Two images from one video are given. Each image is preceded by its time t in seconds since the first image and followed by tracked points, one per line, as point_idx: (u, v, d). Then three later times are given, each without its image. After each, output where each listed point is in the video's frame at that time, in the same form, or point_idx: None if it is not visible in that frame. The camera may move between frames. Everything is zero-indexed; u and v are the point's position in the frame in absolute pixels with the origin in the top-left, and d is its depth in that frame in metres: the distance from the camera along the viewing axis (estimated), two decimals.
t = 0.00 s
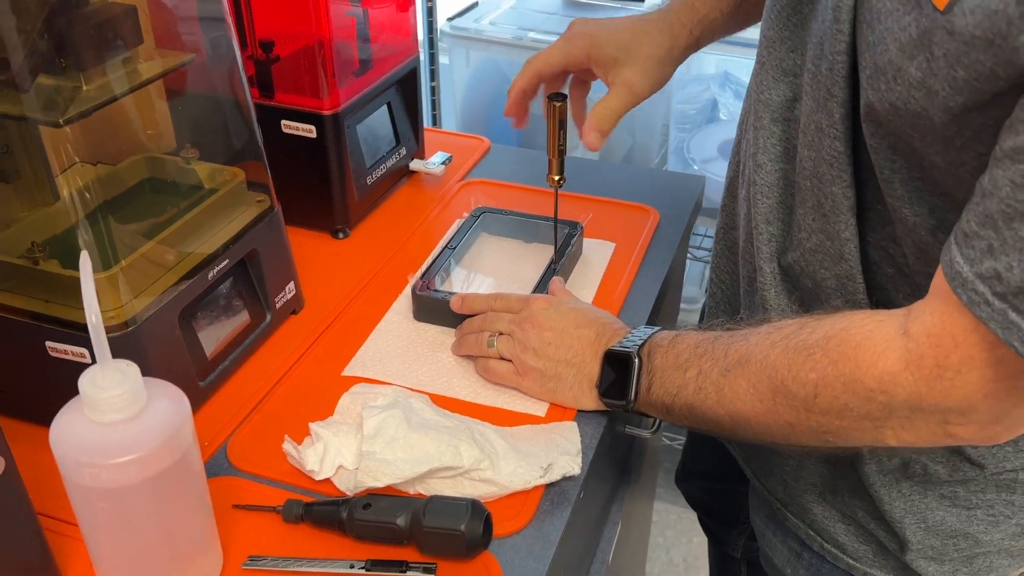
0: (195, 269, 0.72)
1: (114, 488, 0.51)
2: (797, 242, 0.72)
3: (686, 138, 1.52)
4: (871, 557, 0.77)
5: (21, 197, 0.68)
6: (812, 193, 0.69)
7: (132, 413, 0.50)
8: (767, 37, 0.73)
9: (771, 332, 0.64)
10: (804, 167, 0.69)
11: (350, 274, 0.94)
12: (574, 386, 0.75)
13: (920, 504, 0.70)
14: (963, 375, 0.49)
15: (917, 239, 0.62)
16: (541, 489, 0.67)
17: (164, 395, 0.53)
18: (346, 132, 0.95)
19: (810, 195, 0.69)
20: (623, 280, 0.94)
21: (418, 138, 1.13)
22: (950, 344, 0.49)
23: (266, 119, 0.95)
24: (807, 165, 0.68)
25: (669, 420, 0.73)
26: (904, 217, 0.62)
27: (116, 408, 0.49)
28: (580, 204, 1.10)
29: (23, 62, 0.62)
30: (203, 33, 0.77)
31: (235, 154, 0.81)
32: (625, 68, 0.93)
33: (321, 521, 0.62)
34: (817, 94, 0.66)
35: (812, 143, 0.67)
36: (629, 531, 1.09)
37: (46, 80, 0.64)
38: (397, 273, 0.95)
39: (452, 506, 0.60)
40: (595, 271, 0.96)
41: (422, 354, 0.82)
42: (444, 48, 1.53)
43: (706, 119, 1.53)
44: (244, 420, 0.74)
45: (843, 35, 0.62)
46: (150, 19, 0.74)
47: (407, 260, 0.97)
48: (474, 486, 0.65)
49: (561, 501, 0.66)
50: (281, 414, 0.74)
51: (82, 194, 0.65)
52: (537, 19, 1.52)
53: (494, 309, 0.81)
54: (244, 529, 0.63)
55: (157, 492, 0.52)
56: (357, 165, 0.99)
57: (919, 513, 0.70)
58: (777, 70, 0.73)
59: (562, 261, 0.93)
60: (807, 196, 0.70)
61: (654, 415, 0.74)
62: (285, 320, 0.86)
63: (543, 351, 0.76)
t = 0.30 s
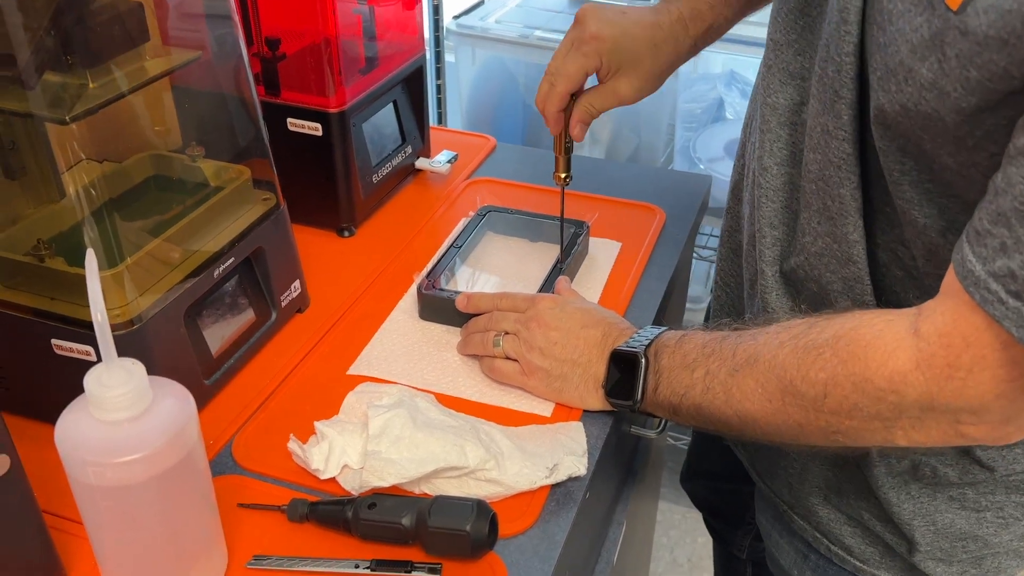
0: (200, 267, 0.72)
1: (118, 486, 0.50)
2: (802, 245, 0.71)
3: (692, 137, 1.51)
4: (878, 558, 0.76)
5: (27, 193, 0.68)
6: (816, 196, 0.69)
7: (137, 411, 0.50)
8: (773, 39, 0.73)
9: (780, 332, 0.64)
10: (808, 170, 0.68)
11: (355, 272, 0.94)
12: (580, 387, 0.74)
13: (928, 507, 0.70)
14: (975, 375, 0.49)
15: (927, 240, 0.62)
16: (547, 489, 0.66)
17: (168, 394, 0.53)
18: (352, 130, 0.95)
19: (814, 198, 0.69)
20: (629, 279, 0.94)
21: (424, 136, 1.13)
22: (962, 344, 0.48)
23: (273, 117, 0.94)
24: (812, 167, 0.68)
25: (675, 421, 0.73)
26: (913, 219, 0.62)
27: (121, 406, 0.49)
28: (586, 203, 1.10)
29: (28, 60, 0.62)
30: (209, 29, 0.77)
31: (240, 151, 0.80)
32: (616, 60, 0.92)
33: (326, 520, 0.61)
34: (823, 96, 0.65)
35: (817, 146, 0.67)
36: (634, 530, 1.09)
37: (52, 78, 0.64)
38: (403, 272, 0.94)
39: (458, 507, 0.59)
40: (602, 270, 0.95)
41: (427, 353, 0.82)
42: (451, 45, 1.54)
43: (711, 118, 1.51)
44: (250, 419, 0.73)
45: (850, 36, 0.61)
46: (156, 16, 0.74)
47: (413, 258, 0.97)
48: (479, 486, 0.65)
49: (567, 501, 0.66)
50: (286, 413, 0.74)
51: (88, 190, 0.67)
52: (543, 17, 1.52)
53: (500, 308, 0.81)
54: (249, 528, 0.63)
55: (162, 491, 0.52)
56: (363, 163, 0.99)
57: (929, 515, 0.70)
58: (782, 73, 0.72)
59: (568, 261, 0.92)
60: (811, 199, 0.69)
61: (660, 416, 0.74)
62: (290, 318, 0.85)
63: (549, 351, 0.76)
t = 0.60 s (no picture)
0: (202, 265, 0.72)
1: (118, 482, 0.50)
2: (798, 249, 0.71)
3: (696, 137, 1.49)
4: (875, 561, 0.76)
5: (30, 189, 0.68)
6: (813, 201, 0.68)
7: (137, 407, 0.50)
8: (768, 44, 0.72)
9: (778, 330, 0.64)
10: (804, 175, 0.68)
11: (357, 270, 0.94)
12: (580, 387, 0.74)
13: (927, 511, 0.70)
14: (972, 372, 0.49)
15: (924, 244, 0.62)
16: (546, 488, 0.66)
17: (169, 391, 0.53)
18: (355, 128, 0.95)
19: (811, 203, 0.68)
20: (630, 279, 0.94)
21: (427, 134, 1.13)
22: (959, 341, 0.48)
23: (275, 115, 0.94)
24: (808, 172, 0.68)
25: (675, 419, 0.73)
26: (909, 221, 0.61)
27: (121, 403, 0.49)
28: (588, 201, 1.09)
29: (29, 57, 0.62)
30: (214, 27, 0.77)
31: (244, 149, 0.81)
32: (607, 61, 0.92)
33: (325, 518, 0.61)
34: (819, 100, 0.65)
35: (814, 150, 0.67)
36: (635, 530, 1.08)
37: (54, 74, 0.64)
38: (404, 270, 0.94)
39: (457, 505, 0.59)
40: (604, 269, 0.95)
41: (429, 351, 0.82)
42: (456, 44, 1.54)
43: (715, 118, 1.49)
44: (250, 417, 0.73)
45: (847, 39, 0.61)
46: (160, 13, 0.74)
47: (414, 257, 0.97)
48: (479, 484, 0.65)
49: (567, 500, 0.66)
50: (286, 412, 0.74)
51: (90, 188, 0.68)
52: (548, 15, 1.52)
53: (500, 308, 0.81)
54: (248, 524, 0.63)
55: (161, 488, 0.52)
56: (365, 161, 0.98)
57: (929, 520, 0.70)
58: (776, 79, 0.72)
59: (569, 260, 0.92)
60: (808, 204, 0.69)
61: (660, 415, 0.73)
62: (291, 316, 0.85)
63: (548, 352, 0.76)
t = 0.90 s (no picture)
0: (197, 264, 0.72)
1: (108, 482, 0.50)
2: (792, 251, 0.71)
3: (698, 136, 1.50)
4: (870, 564, 0.76)
5: (26, 188, 0.68)
6: (807, 201, 0.69)
7: (128, 407, 0.50)
8: (762, 48, 0.73)
9: (773, 331, 0.63)
10: (796, 176, 0.68)
11: (353, 269, 0.94)
12: (576, 390, 0.74)
13: (923, 513, 0.69)
14: (966, 367, 0.48)
15: (917, 240, 0.61)
16: (541, 489, 0.66)
17: (161, 391, 0.53)
18: (353, 127, 0.94)
19: (804, 203, 0.68)
20: (629, 279, 0.93)
21: (426, 133, 1.13)
22: (952, 334, 0.48)
23: (273, 113, 0.94)
24: (798, 173, 0.68)
25: (672, 422, 0.72)
26: (900, 219, 0.61)
27: (111, 402, 0.49)
28: (587, 201, 1.09)
29: (23, 53, 0.62)
30: (212, 25, 0.77)
31: (243, 148, 0.81)
32: (587, 78, 0.93)
33: (318, 517, 0.61)
34: (809, 100, 0.65)
35: (803, 151, 0.67)
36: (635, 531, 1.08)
37: (49, 72, 0.64)
38: (402, 270, 0.94)
39: (450, 506, 0.59)
40: (602, 270, 0.95)
41: (425, 351, 0.81)
42: (456, 42, 1.53)
43: (719, 118, 1.49)
44: (243, 418, 0.73)
45: (837, 37, 0.61)
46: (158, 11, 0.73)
47: (412, 256, 0.97)
48: (473, 485, 0.64)
49: (562, 501, 0.66)
50: (282, 410, 0.74)
51: (84, 187, 0.66)
52: (550, 14, 1.51)
53: (496, 308, 0.81)
54: (241, 524, 0.63)
55: (152, 487, 0.52)
56: (364, 159, 0.98)
57: (924, 522, 0.69)
58: (771, 82, 0.73)
59: (567, 260, 0.92)
60: (801, 204, 0.69)
61: (656, 417, 0.73)
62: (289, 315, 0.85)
63: (543, 354, 0.75)
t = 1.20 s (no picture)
0: (196, 267, 0.72)
1: (105, 486, 0.50)
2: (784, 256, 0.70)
3: (700, 139, 1.50)
4: (867, 568, 0.76)
5: (27, 190, 0.67)
6: (799, 206, 0.68)
7: (125, 411, 0.50)
8: (761, 56, 0.74)
9: (770, 336, 0.63)
10: (788, 181, 0.68)
11: (352, 272, 0.94)
12: (575, 395, 0.74)
13: (918, 517, 0.69)
14: (961, 372, 0.48)
15: (909, 246, 0.61)
16: (540, 493, 0.66)
17: (159, 395, 0.53)
18: (354, 130, 0.94)
19: (796, 208, 0.68)
20: (629, 282, 0.93)
21: (427, 136, 1.13)
22: (946, 339, 0.48)
23: (274, 117, 0.94)
24: (790, 178, 0.68)
25: (671, 427, 0.72)
26: (892, 223, 0.61)
27: (109, 407, 0.49)
28: (587, 204, 1.09)
29: (22, 58, 0.62)
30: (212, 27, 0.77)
31: (244, 149, 0.81)
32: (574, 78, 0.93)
33: (316, 522, 0.61)
34: (801, 105, 0.65)
35: (795, 156, 0.67)
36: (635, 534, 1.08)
37: (48, 76, 0.64)
38: (402, 273, 0.94)
39: (448, 511, 0.59)
40: (602, 273, 0.95)
41: (425, 354, 0.81)
42: (460, 44, 1.54)
43: (720, 120, 1.50)
44: (246, 418, 0.74)
45: (828, 43, 0.62)
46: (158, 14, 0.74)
47: (412, 259, 0.97)
48: (471, 489, 0.64)
49: (560, 505, 0.65)
50: (281, 414, 0.74)
51: (83, 190, 0.66)
52: (552, 17, 1.51)
53: (495, 312, 0.80)
54: (239, 528, 0.63)
55: (150, 491, 0.52)
56: (364, 162, 0.98)
57: (919, 526, 0.69)
58: (770, 89, 0.73)
59: (567, 263, 0.91)
60: (793, 210, 0.69)
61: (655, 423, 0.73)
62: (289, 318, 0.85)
63: (541, 358, 0.75)
